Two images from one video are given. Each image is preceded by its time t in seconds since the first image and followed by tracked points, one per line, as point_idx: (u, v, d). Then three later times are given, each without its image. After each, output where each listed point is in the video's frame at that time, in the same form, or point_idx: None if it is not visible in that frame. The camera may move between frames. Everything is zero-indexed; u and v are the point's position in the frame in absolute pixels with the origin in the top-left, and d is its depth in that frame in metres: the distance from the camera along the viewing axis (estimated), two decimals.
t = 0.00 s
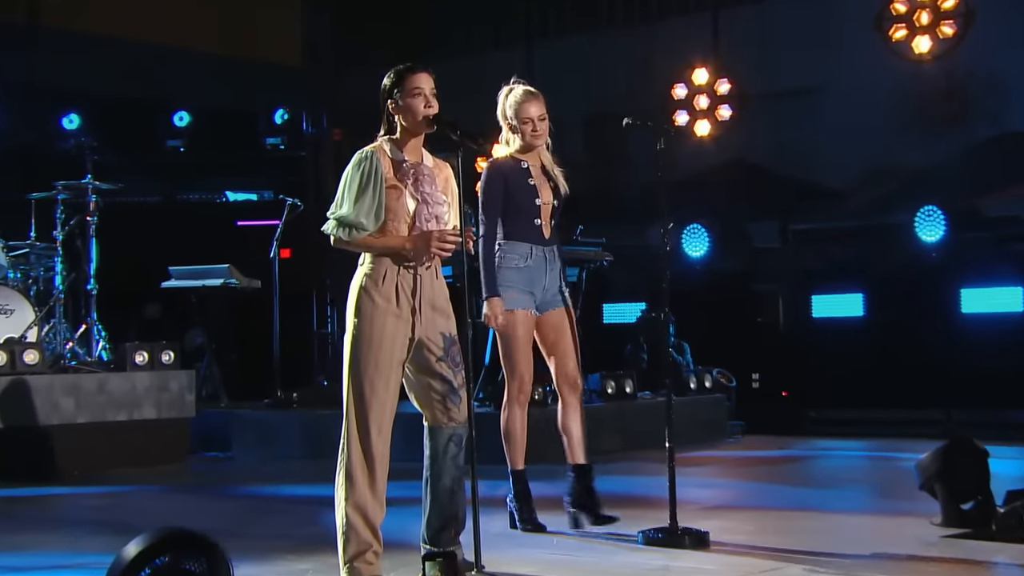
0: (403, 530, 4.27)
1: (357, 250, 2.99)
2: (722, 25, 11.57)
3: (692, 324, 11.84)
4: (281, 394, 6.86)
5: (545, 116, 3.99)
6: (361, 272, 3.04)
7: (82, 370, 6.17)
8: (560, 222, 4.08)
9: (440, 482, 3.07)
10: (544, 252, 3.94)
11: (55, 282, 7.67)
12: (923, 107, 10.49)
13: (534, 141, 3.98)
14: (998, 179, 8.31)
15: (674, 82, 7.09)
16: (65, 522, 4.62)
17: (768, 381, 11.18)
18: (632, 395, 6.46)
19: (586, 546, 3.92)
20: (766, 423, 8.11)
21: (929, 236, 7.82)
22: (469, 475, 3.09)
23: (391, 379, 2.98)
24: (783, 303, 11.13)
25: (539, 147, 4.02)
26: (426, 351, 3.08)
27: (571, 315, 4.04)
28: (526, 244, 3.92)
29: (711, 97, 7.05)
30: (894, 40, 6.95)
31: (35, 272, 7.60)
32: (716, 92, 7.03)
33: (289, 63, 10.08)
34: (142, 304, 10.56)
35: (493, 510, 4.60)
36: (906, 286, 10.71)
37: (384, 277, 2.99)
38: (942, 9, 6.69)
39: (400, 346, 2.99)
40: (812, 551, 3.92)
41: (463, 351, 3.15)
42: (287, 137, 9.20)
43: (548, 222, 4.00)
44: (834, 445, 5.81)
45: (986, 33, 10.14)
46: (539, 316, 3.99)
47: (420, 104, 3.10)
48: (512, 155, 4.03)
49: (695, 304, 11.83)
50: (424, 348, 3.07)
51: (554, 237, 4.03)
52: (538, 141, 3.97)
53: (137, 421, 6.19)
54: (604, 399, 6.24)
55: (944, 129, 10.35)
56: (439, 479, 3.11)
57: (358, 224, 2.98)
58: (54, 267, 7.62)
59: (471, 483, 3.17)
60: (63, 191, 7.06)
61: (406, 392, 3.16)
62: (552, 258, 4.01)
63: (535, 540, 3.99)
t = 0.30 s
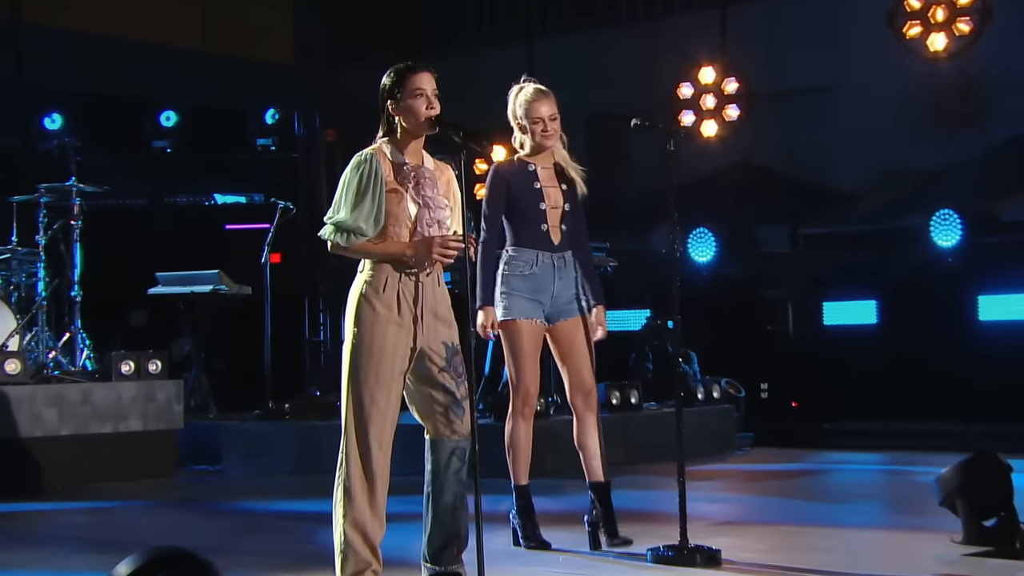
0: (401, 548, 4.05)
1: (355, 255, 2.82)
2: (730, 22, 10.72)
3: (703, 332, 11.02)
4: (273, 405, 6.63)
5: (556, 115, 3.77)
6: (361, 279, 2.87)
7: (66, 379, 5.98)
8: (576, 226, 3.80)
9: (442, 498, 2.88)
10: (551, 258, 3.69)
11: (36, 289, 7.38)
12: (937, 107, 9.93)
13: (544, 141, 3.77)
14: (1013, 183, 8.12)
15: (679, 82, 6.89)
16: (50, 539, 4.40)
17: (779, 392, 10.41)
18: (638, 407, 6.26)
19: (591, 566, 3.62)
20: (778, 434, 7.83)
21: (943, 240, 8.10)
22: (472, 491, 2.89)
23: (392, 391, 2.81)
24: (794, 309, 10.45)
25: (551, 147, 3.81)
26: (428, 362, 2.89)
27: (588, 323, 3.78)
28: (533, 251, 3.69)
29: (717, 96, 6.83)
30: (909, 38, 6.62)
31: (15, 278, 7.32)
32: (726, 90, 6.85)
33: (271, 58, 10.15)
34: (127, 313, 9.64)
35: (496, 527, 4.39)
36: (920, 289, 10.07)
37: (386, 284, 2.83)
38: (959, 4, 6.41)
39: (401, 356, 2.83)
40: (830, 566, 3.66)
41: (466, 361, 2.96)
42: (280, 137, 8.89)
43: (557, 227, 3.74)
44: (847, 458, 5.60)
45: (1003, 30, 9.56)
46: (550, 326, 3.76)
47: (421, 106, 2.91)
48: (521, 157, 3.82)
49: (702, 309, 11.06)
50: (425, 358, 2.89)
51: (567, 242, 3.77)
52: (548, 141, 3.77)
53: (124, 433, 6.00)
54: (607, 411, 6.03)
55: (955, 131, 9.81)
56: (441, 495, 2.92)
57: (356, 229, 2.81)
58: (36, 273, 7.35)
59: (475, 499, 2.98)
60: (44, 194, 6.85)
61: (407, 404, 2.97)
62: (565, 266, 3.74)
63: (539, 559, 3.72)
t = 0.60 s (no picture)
0: (402, 565, 3.89)
1: (354, 263, 2.76)
2: (735, 21, 9.85)
3: (709, 337, 9.93)
4: (264, 418, 6.42)
5: (576, 116, 3.60)
6: (360, 289, 2.82)
7: (50, 391, 5.79)
8: (603, 228, 3.60)
9: (439, 517, 2.82)
10: (575, 265, 3.51)
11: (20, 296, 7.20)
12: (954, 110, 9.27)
13: (564, 143, 3.59)
14: None
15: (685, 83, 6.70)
16: (35, 558, 4.22)
17: (787, 406, 9.54)
18: (644, 420, 6.13)
19: None
20: (787, 446, 7.60)
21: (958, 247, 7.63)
22: (470, 510, 2.83)
23: (391, 406, 2.76)
24: (803, 318, 9.48)
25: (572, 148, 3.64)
26: (427, 375, 2.83)
27: (617, 337, 3.56)
28: (554, 258, 3.52)
29: (724, 97, 6.66)
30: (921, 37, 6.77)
31: None
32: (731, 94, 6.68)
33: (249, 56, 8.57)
34: (112, 321, 9.58)
35: (501, 543, 4.22)
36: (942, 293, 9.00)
37: (386, 295, 2.78)
38: (972, 4, 6.53)
39: (401, 369, 2.77)
40: None
41: (466, 374, 2.88)
42: (270, 140, 8.83)
43: (582, 231, 3.56)
44: (858, 473, 5.49)
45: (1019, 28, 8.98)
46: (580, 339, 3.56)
47: (425, 109, 2.84)
48: (544, 163, 3.66)
49: (708, 316, 9.98)
50: (424, 371, 2.83)
51: (595, 246, 3.57)
52: (568, 142, 3.59)
53: (110, 447, 5.81)
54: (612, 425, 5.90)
55: (970, 133, 9.18)
56: (438, 513, 2.86)
57: (356, 237, 2.74)
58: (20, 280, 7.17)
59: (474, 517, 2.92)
60: (28, 199, 6.67)
61: (405, 420, 2.91)
62: (593, 271, 3.55)
63: None
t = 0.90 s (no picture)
0: None
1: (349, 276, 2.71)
2: (737, 21, 9.29)
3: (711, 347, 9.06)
4: (249, 430, 6.24)
5: (593, 117, 3.48)
6: (355, 300, 2.77)
7: (28, 404, 5.61)
8: (624, 236, 3.47)
9: (438, 537, 2.80)
10: (600, 273, 3.35)
11: None
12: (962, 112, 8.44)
13: (581, 147, 3.47)
14: None
15: (685, 85, 6.44)
16: None
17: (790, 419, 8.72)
18: (644, 433, 5.97)
19: None
20: (791, 459, 7.39)
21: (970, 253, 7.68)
22: (469, 528, 2.80)
23: (388, 423, 2.72)
24: (807, 327, 8.71)
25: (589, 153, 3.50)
26: (426, 391, 2.79)
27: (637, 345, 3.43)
28: (577, 267, 3.36)
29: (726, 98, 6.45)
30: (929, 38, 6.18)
31: None
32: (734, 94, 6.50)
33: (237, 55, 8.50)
34: (93, 330, 9.34)
35: (501, 560, 4.07)
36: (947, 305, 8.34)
37: (382, 306, 2.73)
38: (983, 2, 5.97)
39: (398, 384, 2.73)
40: None
41: (465, 388, 2.85)
42: (256, 144, 8.24)
43: (603, 238, 3.41)
44: (865, 492, 5.29)
45: None
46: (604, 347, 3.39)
47: (424, 113, 2.79)
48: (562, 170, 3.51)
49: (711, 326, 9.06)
50: (422, 385, 2.79)
51: (617, 254, 3.42)
52: (584, 145, 3.46)
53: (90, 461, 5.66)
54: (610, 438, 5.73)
55: (983, 137, 8.37)
56: (437, 533, 2.84)
57: (349, 248, 2.70)
58: None
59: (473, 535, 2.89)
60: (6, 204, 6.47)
61: (402, 435, 2.86)
62: (616, 280, 3.39)
63: None
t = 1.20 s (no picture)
0: None
1: (335, 285, 2.57)
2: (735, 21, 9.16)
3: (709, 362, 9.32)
4: (231, 444, 6.09)
5: (597, 117, 3.33)
6: (342, 310, 2.63)
7: None
8: (632, 243, 3.35)
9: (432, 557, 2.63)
10: (604, 282, 3.24)
11: None
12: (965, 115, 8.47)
13: (583, 150, 3.33)
14: None
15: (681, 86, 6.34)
16: None
17: (791, 429, 8.86)
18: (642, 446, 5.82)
19: None
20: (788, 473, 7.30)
21: (974, 262, 7.21)
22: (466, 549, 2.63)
23: (377, 437, 2.58)
24: (807, 337, 8.80)
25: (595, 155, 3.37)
26: (419, 404, 2.63)
27: (645, 356, 3.30)
28: (582, 276, 3.26)
29: (723, 101, 6.33)
30: (934, 37, 6.09)
31: None
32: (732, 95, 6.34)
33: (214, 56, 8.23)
34: (66, 341, 9.03)
35: None
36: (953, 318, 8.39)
37: (369, 316, 2.59)
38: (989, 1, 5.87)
39: (387, 397, 2.59)
40: None
41: (460, 402, 2.67)
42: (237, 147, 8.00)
43: (609, 245, 3.30)
44: (870, 508, 5.16)
45: None
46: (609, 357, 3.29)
47: (418, 117, 2.66)
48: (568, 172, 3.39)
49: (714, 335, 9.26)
50: (414, 398, 2.63)
51: (623, 262, 3.31)
52: (586, 148, 3.32)
53: (65, 476, 5.45)
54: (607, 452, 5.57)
55: (988, 140, 8.37)
56: (431, 553, 2.67)
57: (335, 256, 2.55)
58: None
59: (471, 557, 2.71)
60: None
61: (395, 451, 2.70)
62: (623, 289, 3.27)
63: None
